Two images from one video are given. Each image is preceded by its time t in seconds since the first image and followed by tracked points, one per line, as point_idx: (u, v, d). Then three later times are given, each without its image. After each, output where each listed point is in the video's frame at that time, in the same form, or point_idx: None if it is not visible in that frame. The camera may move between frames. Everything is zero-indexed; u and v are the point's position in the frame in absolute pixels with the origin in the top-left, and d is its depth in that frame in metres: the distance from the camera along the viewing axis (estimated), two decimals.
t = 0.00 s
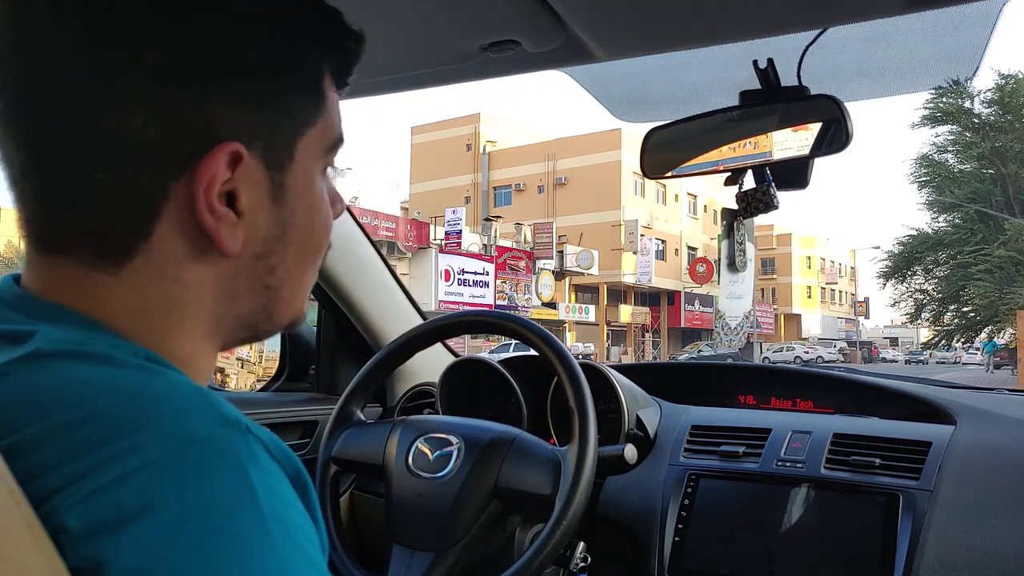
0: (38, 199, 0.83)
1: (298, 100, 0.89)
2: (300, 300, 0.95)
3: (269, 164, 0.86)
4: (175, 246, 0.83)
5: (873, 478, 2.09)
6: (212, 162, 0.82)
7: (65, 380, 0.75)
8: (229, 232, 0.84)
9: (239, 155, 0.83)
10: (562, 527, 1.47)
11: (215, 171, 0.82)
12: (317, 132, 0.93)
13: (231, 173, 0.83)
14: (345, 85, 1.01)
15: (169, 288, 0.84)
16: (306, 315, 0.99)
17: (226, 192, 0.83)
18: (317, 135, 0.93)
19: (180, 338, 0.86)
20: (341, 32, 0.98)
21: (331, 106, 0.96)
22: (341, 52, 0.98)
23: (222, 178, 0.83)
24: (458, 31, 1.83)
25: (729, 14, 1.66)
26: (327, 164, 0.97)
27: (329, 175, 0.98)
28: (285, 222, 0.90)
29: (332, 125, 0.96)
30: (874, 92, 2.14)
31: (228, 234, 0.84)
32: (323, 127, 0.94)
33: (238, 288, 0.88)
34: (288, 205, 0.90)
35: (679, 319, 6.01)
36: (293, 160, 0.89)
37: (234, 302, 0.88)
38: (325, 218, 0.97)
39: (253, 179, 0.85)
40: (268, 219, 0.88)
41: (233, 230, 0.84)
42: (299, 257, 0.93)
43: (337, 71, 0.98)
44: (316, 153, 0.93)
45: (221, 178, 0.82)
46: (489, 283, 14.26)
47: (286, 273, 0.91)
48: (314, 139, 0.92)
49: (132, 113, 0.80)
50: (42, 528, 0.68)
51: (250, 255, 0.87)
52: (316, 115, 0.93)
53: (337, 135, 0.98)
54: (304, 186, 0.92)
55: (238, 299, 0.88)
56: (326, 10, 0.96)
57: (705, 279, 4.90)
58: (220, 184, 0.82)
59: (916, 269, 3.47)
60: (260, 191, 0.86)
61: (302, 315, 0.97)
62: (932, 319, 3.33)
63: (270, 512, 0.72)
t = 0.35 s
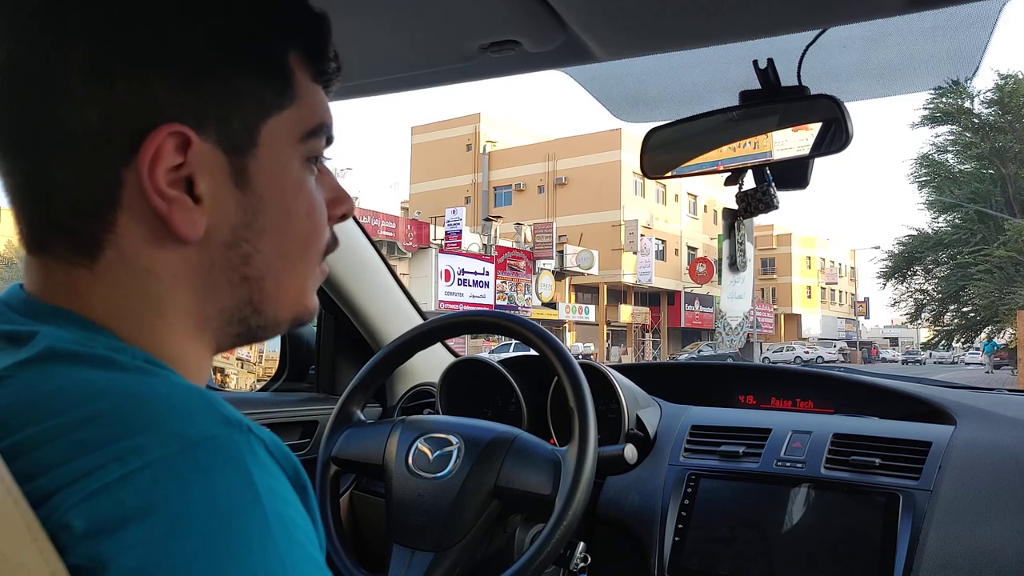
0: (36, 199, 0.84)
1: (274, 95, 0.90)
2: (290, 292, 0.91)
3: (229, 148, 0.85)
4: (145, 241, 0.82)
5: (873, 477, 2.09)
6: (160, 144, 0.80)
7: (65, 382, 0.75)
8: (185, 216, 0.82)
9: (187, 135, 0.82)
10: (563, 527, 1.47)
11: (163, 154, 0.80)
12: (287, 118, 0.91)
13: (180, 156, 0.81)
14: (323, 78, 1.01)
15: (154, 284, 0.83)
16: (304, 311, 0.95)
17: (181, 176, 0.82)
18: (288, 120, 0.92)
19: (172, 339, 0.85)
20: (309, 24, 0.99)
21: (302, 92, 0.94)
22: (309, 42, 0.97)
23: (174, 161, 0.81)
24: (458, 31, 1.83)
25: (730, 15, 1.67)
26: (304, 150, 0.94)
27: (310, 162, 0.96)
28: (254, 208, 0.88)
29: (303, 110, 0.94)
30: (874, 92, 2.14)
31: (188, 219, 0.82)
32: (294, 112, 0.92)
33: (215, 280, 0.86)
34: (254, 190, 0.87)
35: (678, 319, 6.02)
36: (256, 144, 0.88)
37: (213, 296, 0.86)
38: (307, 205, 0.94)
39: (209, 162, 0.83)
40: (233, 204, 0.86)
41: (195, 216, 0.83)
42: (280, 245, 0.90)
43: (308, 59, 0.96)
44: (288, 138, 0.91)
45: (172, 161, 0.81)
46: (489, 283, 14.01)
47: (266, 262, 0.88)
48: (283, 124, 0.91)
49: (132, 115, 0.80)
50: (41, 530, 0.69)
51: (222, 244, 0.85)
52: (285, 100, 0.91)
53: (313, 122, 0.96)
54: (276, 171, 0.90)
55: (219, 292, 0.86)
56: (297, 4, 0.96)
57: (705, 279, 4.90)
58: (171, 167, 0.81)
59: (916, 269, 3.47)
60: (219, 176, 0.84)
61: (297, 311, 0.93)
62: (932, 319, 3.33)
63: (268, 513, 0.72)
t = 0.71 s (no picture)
0: (46, 196, 0.84)
1: (281, 98, 0.91)
2: (294, 291, 0.91)
3: (236, 144, 0.85)
4: (155, 229, 0.83)
5: (873, 477, 2.09)
6: (168, 135, 0.81)
7: (69, 382, 0.75)
8: (194, 207, 0.82)
9: (198, 128, 0.82)
10: (563, 527, 1.47)
11: (175, 146, 0.81)
12: (292, 119, 0.92)
13: (191, 149, 0.82)
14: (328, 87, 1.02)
15: (161, 280, 0.83)
16: (308, 313, 0.95)
17: (189, 167, 0.82)
18: (293, 122, 0.92)
19: (175, 337, 0.85)
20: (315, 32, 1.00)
21: (309, 97, 0.95)
22: (315, 49, 0.98)
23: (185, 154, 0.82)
24: (458, 31, 1.83)
25: (729, 15, 1.66)
26: (309, 153, 0.95)
27: (316, 165, 0.97)
28: (259, 204, 0.88)
29: (309, 114, 0.95)
30: (874, 92, 2.14)
31: (195, 210, 0.83)
32: (299, 115, 0.93)
33: (219, 273, 0.86)
34: (259, 187, 0.88)
35: (678, 319, 6.02)
36: (263, 144, 0.88)
37: (217, 289, 0.86)
38: (312, 206, 0.95)
39: (218, 157, 0.84)
40: (239, 198, 0.86)
41: (201, 208, 0.83)
42: (284, 243, 0.90)
43: (314, 66, 0.98)
44: (292, 140, 0.92)
45: (181, 153, 0.82)
46: (489, 283, 14.01)
47: (269, 258, 0.89)
48: (288, 124, 0.92)
49: (134, 115, 0.80)
50: (41, 530, 0.69)
51: (226, 237, 0.86)
52: (290, 103, 0.92)
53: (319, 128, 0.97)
54: (281, 170, 0.90)
55: (223, 285, 0.86)
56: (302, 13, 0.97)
57: (705, 279, 4.90)
58: (181, 159, 0.82)
59: (916, 269, 3.47)
60: (227, 170, 0.85)
61: (302, 311, 0.93)
62: (932, 319, 3.33)
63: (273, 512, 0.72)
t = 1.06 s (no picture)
0: (47, 196, 0.85)
1: (261, 97, 0.86)
2: (286, 296, 0.88)
3: (208, 151, 0.82)
4: (136, 238, 0.82)
5: (873, 477, 2.09)
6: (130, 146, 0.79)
7: (68, 382, 0.75)
8: (161, 218, 0.81)
9: (160, 136, 0.80)
10: (563, 527, 1.47)
11: (136, 157, 0.80)
12: (274, 121, 0.87)
13: (157, 158, 0.80)
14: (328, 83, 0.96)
15: (149, 284, 0.83)
16: (308, 317, 0.91)
17: (156, 178, 0.81)
18: (276, 123, 0.88)
19: (171, 339, 0.85)
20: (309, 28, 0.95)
21: (297, 94, 0.90)
22: (303, 45, 0.94)
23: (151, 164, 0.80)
24: (458, 31, 1.83)
25: (729, 15, 1.66)
26: (301, 151, 0.90)
27: (312, 163, 0.91)
28: (238, 210, 0.84)
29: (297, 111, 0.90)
30: (874, 92, 2.14)
31: (162, 221, 0.81)
32: (284, 117, 0.88)
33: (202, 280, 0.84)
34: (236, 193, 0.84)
35: (678, 319, 6.02)
36: (241, 148, 0.84)
37: (202, 296, 0.85)
38: (307, 207, 0.90)
39: (188, 164, 0.82)
40: (214, 207, 0.83)
41: (170, 219, 0.81)
42: (269, 248, 0.86)
43: (307, 62, 0.93)
44: (276, 144, 0.87)
45: (147, 164, 0.80)
46: (489, 284, 14.02)
47: (255, 265, 0.85)
48: (269, 128, 0.87)
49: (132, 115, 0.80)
50: (41, 529, 0.69)
51: (204, 246, 0.83)
52: (270, 105, 0.87)
53: (312, 124, 0.92)
54: (261, 176, 0.86)
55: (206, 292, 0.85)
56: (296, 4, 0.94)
57: (705, 279, 4.90)
58: (145, 169, 0.80)
59: (916, 269, 3.46)
60: (197, 177, 0.82)
61: (298, 315, 0.90)
62: (932, 319, 3.33)
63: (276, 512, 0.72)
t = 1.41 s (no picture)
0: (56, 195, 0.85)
1: (213, 109, 0.82)
2: (231, 324, 0.81)
3: (153, 165, 0.82)
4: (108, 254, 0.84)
5: (873, 477, 2.10)
6: (90, 161, 0.83)
7: (70, 378, 0.75)
8: (111, 230, 0.82)
9: (117, 150, 0.83)
10: (562, 528, 1.47)
11: (95, 169, 0.83)
12: (224, 134, 0.82)
13: (116, 172, 0.83)
14: (318, 90, 0.87)
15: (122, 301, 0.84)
16: (265, 351, 0.83)
17: (116, 192, 0.82)
18: (226, 136, 0.82)
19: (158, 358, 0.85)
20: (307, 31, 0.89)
21: (259, 103, 0.83)
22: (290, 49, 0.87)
23: (112, 177, 0.83)
24: (458, 31, 1.82)
25: (729, 15, 1.66)
26: (258, 166, 0.82)
27: (274, 179, 0.83)
28: (177, 228, 0.80)
29: (255, 122, 0.83)
30: (874, 92, 2.13)
31: (112, 235, 0.82)
32: (235, 128, 0.82)
33: (153, 298, 0.82)
34: (178, 209, 0.80)
35: (678, 319, 6.03)
36: (186, 163, 0.81)
37: (158, 318, 0.82)
38: (262, 228, 0.81)
39: (140, 178, 0.82)
40: (156, 221, 0.81)
41: (120, 231, 0.82)
42: (207, 271, 0.80)
43: (286, 66, 0.86)
44: (223, 157, 0.81)
45: (107, 177, 0.83)
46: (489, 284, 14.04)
47: (193, 286, 0.80)
48: (216, 141, 0.82)
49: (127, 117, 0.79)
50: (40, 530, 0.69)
51: (150, 262, 0.81)
52: (222, 116, 0.82)
53: (277, 135, 0.84)
54: (202, 191, 0.80)
55: (155, 308, 0.82)
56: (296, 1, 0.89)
57: (706, 279, 4.91)
58: (103, 183, 0.83)
59: (916, 269, 3.47)
60: (144, 191, 0.82)
61: (251, 347, 0.82)
62: (932, 319, 3.36)
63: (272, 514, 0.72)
